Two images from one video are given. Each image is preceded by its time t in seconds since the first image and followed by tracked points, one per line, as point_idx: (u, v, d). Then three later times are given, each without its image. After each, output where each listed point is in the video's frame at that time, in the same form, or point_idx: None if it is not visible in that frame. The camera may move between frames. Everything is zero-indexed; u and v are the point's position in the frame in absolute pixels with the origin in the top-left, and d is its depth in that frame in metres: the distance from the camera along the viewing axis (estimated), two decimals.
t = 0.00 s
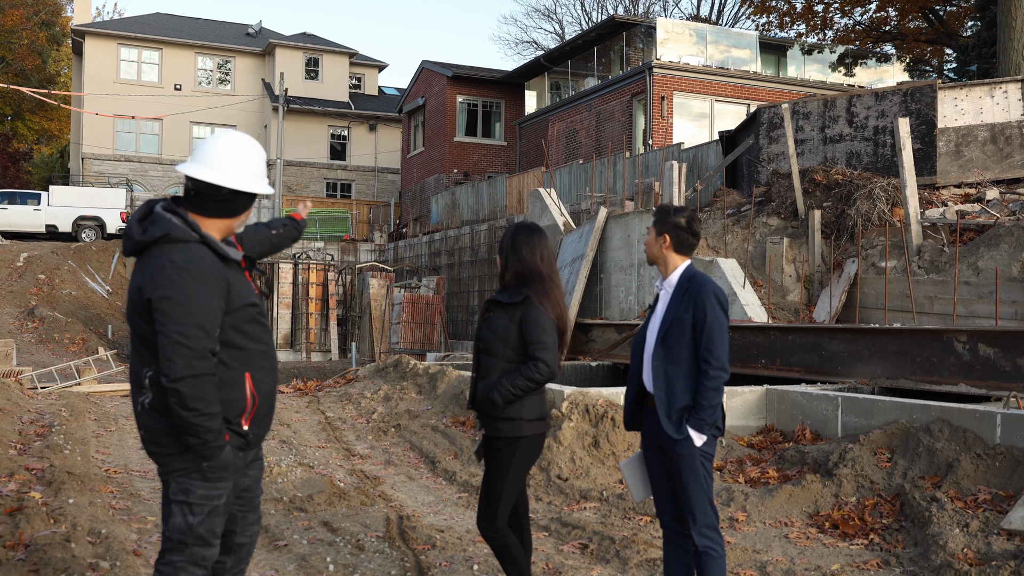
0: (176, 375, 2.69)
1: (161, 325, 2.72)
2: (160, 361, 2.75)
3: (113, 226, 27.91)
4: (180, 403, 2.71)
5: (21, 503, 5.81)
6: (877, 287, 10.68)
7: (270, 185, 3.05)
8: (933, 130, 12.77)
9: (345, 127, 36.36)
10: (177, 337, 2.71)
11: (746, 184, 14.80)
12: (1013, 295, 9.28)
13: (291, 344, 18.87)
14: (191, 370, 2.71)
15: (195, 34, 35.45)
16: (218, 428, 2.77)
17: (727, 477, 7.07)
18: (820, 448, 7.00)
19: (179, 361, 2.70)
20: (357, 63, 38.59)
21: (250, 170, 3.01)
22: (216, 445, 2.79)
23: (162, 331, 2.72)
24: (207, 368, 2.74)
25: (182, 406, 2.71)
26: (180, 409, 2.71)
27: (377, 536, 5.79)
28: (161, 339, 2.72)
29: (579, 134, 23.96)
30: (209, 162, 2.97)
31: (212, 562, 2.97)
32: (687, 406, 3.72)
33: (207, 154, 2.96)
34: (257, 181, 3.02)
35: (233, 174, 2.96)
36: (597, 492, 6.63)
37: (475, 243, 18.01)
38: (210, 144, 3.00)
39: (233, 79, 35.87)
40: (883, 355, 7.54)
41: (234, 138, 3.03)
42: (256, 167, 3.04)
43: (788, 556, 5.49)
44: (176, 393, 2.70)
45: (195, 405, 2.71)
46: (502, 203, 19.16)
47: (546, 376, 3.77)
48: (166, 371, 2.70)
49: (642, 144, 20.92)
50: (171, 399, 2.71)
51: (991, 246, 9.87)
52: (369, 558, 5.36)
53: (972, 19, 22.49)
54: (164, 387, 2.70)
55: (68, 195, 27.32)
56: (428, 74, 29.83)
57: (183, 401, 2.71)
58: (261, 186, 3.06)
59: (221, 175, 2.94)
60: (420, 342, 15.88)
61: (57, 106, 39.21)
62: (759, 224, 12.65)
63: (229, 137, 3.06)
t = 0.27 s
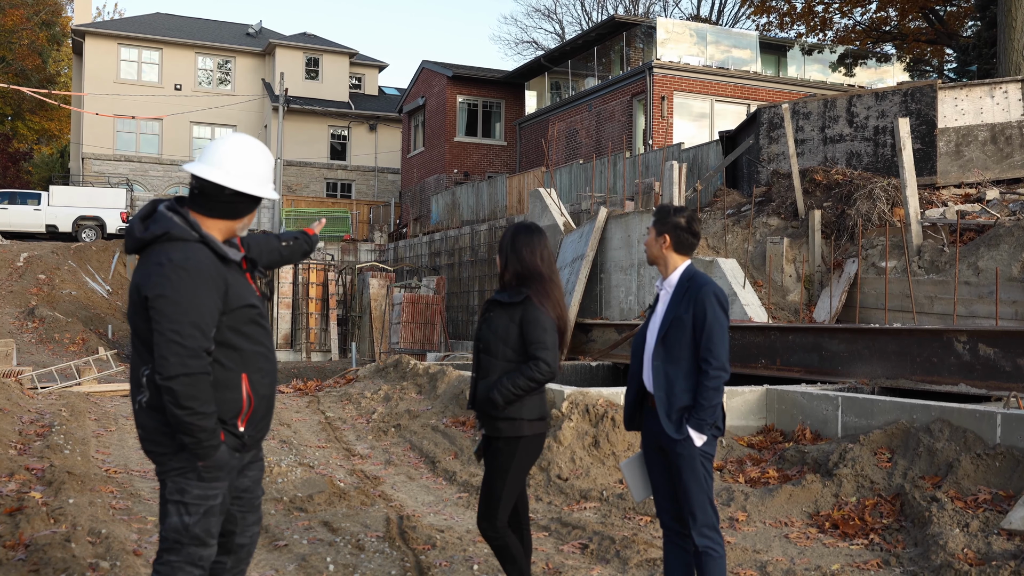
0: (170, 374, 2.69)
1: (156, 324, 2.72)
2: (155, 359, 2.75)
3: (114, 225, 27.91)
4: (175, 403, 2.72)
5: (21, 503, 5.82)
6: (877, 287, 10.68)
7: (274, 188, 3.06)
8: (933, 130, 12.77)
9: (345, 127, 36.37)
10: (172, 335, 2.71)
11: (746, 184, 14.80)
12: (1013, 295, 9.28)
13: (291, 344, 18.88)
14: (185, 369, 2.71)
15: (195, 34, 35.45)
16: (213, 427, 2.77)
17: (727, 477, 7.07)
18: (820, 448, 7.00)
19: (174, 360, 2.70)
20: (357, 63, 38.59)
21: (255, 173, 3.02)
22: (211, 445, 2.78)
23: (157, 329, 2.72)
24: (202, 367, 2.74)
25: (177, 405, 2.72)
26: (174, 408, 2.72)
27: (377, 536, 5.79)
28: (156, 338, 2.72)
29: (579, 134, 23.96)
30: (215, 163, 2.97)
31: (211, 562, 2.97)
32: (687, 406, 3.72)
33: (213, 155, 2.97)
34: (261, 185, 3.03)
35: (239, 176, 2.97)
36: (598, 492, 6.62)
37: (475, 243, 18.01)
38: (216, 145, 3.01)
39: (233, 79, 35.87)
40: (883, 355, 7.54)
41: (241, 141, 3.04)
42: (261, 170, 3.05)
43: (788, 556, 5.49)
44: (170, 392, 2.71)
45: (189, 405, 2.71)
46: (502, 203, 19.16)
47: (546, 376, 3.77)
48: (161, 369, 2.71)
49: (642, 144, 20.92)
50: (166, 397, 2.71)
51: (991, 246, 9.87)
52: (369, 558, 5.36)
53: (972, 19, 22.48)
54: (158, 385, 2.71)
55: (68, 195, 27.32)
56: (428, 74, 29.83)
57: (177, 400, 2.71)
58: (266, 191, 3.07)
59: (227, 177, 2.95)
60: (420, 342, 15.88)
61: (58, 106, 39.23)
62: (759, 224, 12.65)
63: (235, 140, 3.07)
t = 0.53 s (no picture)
0: (169, 373, 2.69)
1: (155, 323, 2.72)
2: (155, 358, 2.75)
3: (113, 226, 27.90)
4: (175, 403, 2.71)
5: (21, 503, 5.81)
6: (877, 287, 10.68)
7: (273, 186, 3.05)
8: (933, 130, 12.77)
9: (345, 127, 36.36)
10: (171, 335, 2.71)
11: (746, 184, 14.80)
12: (1013, 295, 9.28)
13: (291, 344, 18.89)
14: (185, 368, 2.71)
15: (195, 34, 35.45)
16: (213, 427, 2.77)
17: (727, 478, 7.07)
18: (819, 448, 7.00)
19: (173, 359, 2.70)
20: (357, 63, 38.60)
21: (254, 171, 3.02)
22: (210, 445, 2.78)
23: (156, 329, 2.72)
24: (201, 366, 2.73)
25: (176, 405, 2.72)
26: (173, 408, 2.71)
27: (377, 536, 5.79)
28: (155, 337, 2.72)
29: (579, 134, 23.95)
30: (213, 162, 2.97)
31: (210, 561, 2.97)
32: (687, 406, 3.72)
33: (210, 154, 2.96)
34: (259, 183, 3.02)
35: (238, 175, 2.97)
36: (597, 492, 6.63)
37: (475, 243, 18.01)
38: (214, 143, 3.00)
39: (233, 79, 35.87)
40: (883, 355, 7.54)
41: (238, 139, 3.03)
42: (260, 169, 3.05)
43: (788, 556, 5.49)
44: (170, 392, 2.71)
45: (189, 405, 2.71)
46: (502, 203, 19.16)
47: (547, 376, 3.77)
48: (160, 368, 2.70)
49: (642, 144, 20.92)
50: (165, 397, 2.71)
51: (991, 246, 9.87)
52: (369, 558, 5.36)
53: (972, 19, 22.50)
54: (157, 384, 2.70)
55: (68, 195, 27.32)
56: (428, 74, 29.83)
57: (177, 399, 2.71)
58: (264, 188, 3.06)
59: (225, 175, 2.95)
60: (420, 342, 15.88)
61: (58, 106, 39.24)
62: (759, 224, 12.65)
63: (233, 139, 3.06)
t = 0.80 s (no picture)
0: (174, 374, 2.69)
1: (161, 324, 2.71)
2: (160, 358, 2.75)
3: (114, 225, 27.90)
4: (181, 404, 2.71)
5: (21, 503, 5.81)
6: (877, 288, 10.68)
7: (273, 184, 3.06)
8: (933, 130, 12.78)
9: (345, 127, 36.37)
10: (178, 336, 2.70)
11: (746, 184, 14.81)
12: (1012, 296, 9.28)
13: (291, 344, 18.88)
14: (191, 369, 2.71)
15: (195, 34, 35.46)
16: (218, 427, 2.77)
17: (727, 478, 7.07)
18: (820, 449, 7.00)
19: (179, 360, 2.70)
20: (357, 63, 38.61)
21: (253, 169, 3.02)
22: (216, 445, 2.79)
23: (162, 329, 2.71)
24: (207, 367, 2.73)
25: (182, 406, 2.71)
26: (179, 409, 2.71)
27: (377, 536, 5.79)
28: (161, 338, 2.71)
29: (579, 134, 23.96)
30: (213, 161, 2.97)
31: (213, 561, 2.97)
32: (687, 406, 3.72)
33: (210, 153, 2.96)
34: (259, 180, 3.03)
35: (238, 172, 2.97)
36: (598, 492, 6.63)
37: (475, 244, 18.01)
38: (213, 142, 3.00)
39: (233, 79, 35.88)
40: (883, 355, 7.54)
41: (237, 138, 3.03)
42: (259, 166, 3.05)
43: (788, 556, 5.49)
44: (176, 393, 2.70)
45: (195, 405, 2.71)
46: (502, 203, 19.16)
47: (546, 376, 3.77)
48: (165, 369, 2.70)
49: (642, 144, 20.92)
50: (171, 398, 2.71)
51: (991, 246, 9.87)
52: (369, 558, 5.36)
53: (972, 19, 22.52)
54: (164, 385, 2.70)
55: (68, 195, 27.32)
56: (428, 74, 29.83)
57: (183, 400, 2.70)
58: (263, 185, 3.07)
59: (224, 173, 2.95)
60: (420, 342, 15.88)
61: (58, 106, 39.23)
62: (759, 224, 12.66)
63: (232, 138, 3.06)
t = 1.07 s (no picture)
0: (205, 376, 2.70)
1: (186, 327, 2.72)
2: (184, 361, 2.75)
3: (114, 225, 27.88)
4: (206, 404, 2.72)
5: (21, 503, 5.81)
6: (877, 288, 10.67)
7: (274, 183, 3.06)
8: (933, 130, 12.77)
9: (345, 127, 36.35)
10: (206, 338, 2.72)
11: (746, 185, 14.81)
12: (1013, 296, 9.28)
13: (290, 343, 18.87)
14: (219, 371, 2.72)
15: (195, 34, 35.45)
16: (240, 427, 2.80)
17: (727, 477, 7.07)
18: (819, 449, 7.00)
19: (208, 362, 2.71)
20: (357, 63, 38.61)
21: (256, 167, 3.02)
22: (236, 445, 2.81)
23: (189, 332, 2.72)
24: (233, 367, 2.76)
25: (207, 406, 2.72)
26: (205, 409, 2.72)
27: (377, 536, 5.79)
28: (187, 340, 2.71)
29: (580, 134, 23.96)
30: (215, 160, 2.96)
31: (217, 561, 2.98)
32: (688, 406, 3.72)
33: (210, 150, 2.96)
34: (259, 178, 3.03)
35: (241, 173, 2.98)
36: (597, 492, 6.63)
37: (475, 243, 18.01)
38: (215, 140, 3.00)
39: (233, 79, 35.87)
40: (883, 355, 7.53)
41: (237, 137, 3.02)
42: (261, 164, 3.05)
43: (788, 556, 5.49)
44: (205, 395, 2.71)
45: (221, 406, 2.73)
46: (502, 203, 19.16)
47: (546, 376, 3.78)
48: (192, 371, 2.70)
49: (642, 144, 20.92)
50: (197, 399, 2.72)
51: (991, 246, 9.87)
52: (369, 558, 5.36)
53: (972, 19, 22.51)
54: (190, 387, 2.71)
55: (68, 195, 27.31)
56: (428, 74, 29.82)
57: (210, 401, 2.72)
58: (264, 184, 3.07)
59: (223, 170, 2.95)
60: (420, 342, 15.88)
61: (57, 106, 39.21)
62: (759, 224, 12.66)
63: (232, 136, 3.06)
